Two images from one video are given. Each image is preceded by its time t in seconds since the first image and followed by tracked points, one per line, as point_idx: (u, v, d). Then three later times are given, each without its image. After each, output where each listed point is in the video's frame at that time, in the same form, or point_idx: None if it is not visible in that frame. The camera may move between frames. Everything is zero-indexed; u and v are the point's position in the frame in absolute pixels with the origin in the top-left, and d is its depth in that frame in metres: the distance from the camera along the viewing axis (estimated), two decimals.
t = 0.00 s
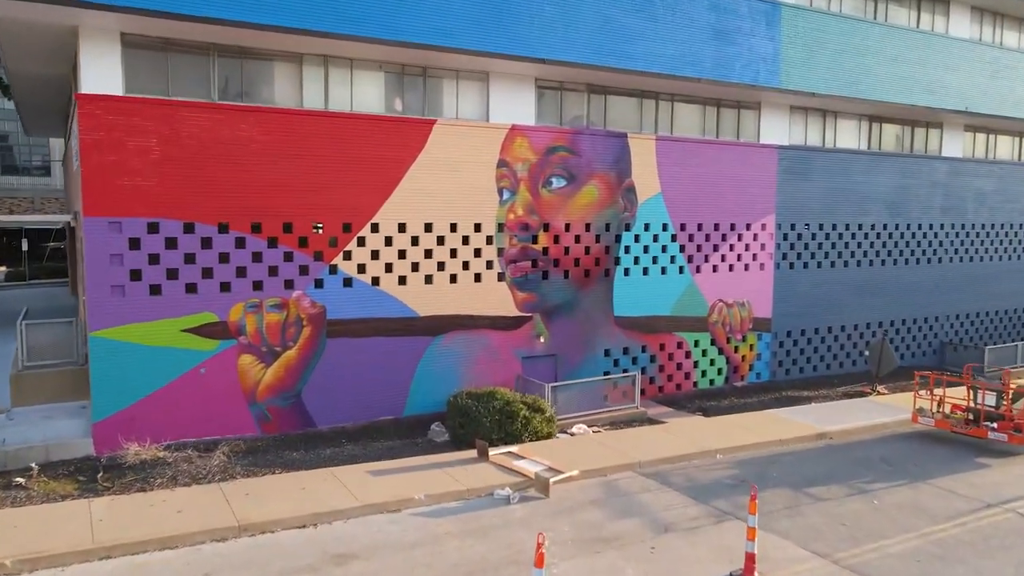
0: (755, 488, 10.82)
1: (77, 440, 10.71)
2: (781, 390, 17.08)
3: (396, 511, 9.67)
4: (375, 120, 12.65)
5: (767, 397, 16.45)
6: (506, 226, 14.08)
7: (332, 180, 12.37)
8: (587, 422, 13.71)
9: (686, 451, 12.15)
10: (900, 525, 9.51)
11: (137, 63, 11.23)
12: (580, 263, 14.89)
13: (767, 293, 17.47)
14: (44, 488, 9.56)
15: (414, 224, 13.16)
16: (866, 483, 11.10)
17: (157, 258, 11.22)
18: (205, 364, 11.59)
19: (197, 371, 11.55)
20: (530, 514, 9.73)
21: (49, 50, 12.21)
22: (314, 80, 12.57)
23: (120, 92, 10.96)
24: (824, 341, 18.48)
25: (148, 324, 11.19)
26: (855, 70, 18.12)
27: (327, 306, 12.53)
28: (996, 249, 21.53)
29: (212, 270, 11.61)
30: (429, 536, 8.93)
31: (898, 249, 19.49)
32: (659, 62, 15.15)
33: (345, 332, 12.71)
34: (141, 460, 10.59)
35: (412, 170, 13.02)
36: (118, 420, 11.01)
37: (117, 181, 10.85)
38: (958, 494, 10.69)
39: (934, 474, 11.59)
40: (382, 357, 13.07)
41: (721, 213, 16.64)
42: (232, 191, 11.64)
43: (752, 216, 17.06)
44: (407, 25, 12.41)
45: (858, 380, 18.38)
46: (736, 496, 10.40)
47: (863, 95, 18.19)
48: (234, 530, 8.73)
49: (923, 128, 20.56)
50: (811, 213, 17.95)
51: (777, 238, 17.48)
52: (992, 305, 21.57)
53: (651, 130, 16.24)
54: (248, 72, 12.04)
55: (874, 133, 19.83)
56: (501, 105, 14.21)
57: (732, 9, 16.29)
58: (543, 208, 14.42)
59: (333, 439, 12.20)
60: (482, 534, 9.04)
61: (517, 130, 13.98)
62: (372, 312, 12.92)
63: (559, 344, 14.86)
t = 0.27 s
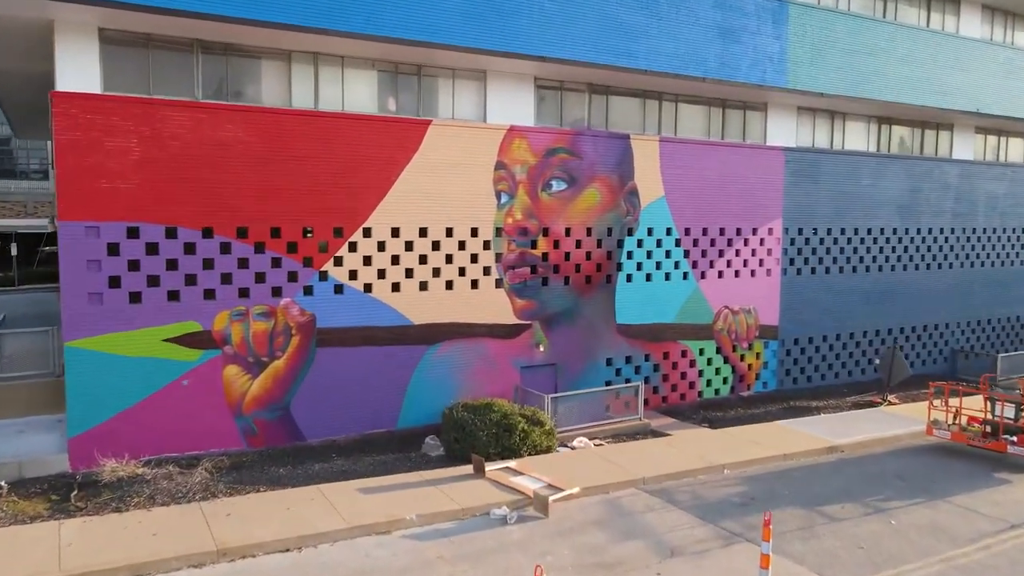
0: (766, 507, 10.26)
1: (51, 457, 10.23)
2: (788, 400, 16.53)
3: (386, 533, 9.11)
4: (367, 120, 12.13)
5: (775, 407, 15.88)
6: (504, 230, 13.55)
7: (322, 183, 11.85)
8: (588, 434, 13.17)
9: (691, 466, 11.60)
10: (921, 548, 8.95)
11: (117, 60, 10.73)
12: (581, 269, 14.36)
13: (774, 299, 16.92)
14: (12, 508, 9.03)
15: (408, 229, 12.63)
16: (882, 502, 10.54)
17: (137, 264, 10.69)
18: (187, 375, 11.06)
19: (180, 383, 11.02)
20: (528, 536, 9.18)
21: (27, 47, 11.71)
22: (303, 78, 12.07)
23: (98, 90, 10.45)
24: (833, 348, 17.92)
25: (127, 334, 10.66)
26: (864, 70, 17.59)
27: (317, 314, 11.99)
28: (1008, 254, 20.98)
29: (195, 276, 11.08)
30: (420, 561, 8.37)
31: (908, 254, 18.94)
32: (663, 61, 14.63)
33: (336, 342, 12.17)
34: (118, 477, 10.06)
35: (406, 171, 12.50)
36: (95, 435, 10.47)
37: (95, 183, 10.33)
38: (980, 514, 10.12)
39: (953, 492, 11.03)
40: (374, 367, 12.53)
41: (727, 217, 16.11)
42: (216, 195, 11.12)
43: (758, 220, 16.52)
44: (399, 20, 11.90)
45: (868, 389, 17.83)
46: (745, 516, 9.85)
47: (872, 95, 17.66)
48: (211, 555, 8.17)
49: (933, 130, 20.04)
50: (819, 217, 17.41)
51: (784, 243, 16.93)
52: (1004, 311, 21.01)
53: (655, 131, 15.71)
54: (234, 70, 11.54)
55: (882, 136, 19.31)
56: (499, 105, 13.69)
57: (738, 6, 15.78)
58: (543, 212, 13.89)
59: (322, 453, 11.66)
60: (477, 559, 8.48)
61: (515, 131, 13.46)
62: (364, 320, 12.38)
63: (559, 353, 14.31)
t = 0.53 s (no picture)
0: (777, 532, 9.70)
1: (23, 478, 9.69)
2: (797, 414, 15.96)
3: (374, 561, 8.54)
4: (359, 123, 11.63)
5: (783, 422, 15.32)
6: (502, 238, 13.03)
7: (312, 189, 11.34)
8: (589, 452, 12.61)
9: (698, 486, 11.04)
10: None
11: (95, 60, 10.24)
12: (582, 279, 13.83)
13: (782, 310, 16.38)
14: None
15: (401, 237, 12.11)
16: (900, 526, 9.98)
17: (115, 274, 10.17)
18: (168, 392, 10.52)
19: (160, 400, 10.48)
20: (526, 563, 8.62)
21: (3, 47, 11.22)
22: (292, 81, 11.58)
23: (75, 92, 9.96)
24: (842, 361, 17.37)
25: (104, 348, 10.12)
26: (873, 73, 17.10)
27: (306, 326, 11.46)
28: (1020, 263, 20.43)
29: (177, 287, 10.56)
30: None
31: (919, 263, 18.40)
32: (667, 63, 14.13)
33: (326, 355, 11.64)
34: (93, 500, 9.51)
35: (400, 177, 11.99)
36: (69, 455, 9.94)
37: (71, 190, 9.82)
38: (1005, 539, 9.56)
39: (974, 514, 10.46)
40: (366, 382, 11.98)
41: (733, 225, 15.58)
42: (200, 202, 10.60)
43: (765, 228, 15.99)
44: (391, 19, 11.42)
45: (879, 403, 17.25)
46: (757, 542, 9.28)
47: (881, 99, 17.17)
48: None
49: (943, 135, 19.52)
50: (828, 225, 16.89)
51: (792, 251, 16.40)
52: (1016, 322, 20.45)
53: (658, 136, 15.20)
54: (219, 71, 11.04)
55: (892, 141, 18.79)
56: (497, 108, 13.19)
57: (743, 7, 15.29)
58: (542, 219, 13.37)
59: (311, 473, 11.10)
60: None
61: (514, 135, 12.95)
62: (356, 333, 11.85)
63: (560, 366, 13.76)
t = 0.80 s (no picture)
0: (791, 556, 9.12)
1: None
2: (806, 427, 15.39)
3: None
4: (349, 125, 11.12)
5: (792, 436, 14.74)
6: (500, 245, 12.50)
7: (300, 194, 10.83)
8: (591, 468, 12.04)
9: (706, 506, 10.47)
10: None
11: (71, 57, 9.74)
12: (583, 287, 13.30)
13: (790, 319, 15.83)
14: None
15: (394, 244, 11.59)
16: (922, 550, 9.39)
17: (90, 283, 9.64)
18: (147, 407, 9.97)
19: (138, 415, 9.93)
20: None
21: None
22: (279, 81, 11.09)
23: (48, 90, 9.45)
24: (852, 371, 16.80)
25: (78, 361, 9.58)
26: (883, 74, 16.59)
27: (293, 337, 10.93)
28: None
29: (156, 296, 10.02)
30: None
31: (931, 270, 17.85)
32: (671, 63, 13.62)
33: (314, 368, 11.09)
34: (63, 523, 8.97)
35: (393, 181, 11.48)
36: (41, 474, 9.41)
37: (44, 193, 9.30)
38: None
39: (999, 537, 9.88)
40: (357, 396, 11.43)
41: (740, 231, 15.05)
42: (181, 207, 10.09)
43: (773, 234, 15.46)
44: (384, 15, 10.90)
45: (891, 415, 16.66)
46: (770, 568, 8.70)
47: (892, 102, 16.65)
48: None
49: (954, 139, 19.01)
50: (837, 231, 16.35)
51: (800, 258, 15.86)
52: None
53: (662, 139, 14.69)
54: (202, 70, 10.55)
55: (902, 145, 18.28)
56: (495, 109, 12.69)
57: (750, 6, 14.79)
58: (542, 225, 12.84)
59: (298, 492, 10.54)
60: None
61: (512, 138, 12.42)
62: (346, 344, 11.31)
63: (560, 378, 13.21)
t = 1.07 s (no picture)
0: None
1: None
2: (815, 437, 14.84)
3: None
4: (338, 122, 10.60)
5: (801, 446, 14.18)
6: (497, 248, 11.96)
7: (287, 195, 10.31)
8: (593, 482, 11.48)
9: (713, 523, 9.92)
10: None
11: (42, 50, 9.24)
12: (584, 292, 12.76)
13: (799, 325, 15.28)
14: None
15: (386, 247, 11.05)
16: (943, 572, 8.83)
17: (62, 289, 9.12)
18: (123, 419, 9.45)
19: (114, 428, 9.41)
20: None
21: None
22: (264, 76, 10.58)
23: (18, 84, 8.96)
24: (862, 379, 16.25)
25: (49, 371, 9.06)
26: (894, 72, 16.05)
27: (279, 345, 10.39)
28: None
29: (134, 302, 9.50)
30: None
31: (943, 274, 17.29)
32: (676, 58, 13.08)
33: (301, 377, 10.55)
34: (31, 544, 8.45)
35: (385, 182, 10.95)
36: (9, 491, 8.89)
37: (12, 193, 8.79)
38: None
39: None
40: (347, 406, 10.89)
41: (747, 233, 14.51)
42: (160, 207, 9.56)
43: (781, 237, 14.91)
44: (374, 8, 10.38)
45: (903, 424, 16.09)
46: None
47: (903, 99, 16.11)
48: None
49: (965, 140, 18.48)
50: (847, 234, 15.81)
51: (809, 262, 15.31)
52: None
53: (666, 138, 14.15)
54: (183, 64, 10.05)
55: (913, 145, 17.73)
56: (492, 107, 12.16)
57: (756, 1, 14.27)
58: (542, 228, 12.29)
59: (283, 509, 9.99)
60: None
61: (509, 136, 11.90)
62: (335, 352, 10.78)
63: (560, 387, 12.67)
